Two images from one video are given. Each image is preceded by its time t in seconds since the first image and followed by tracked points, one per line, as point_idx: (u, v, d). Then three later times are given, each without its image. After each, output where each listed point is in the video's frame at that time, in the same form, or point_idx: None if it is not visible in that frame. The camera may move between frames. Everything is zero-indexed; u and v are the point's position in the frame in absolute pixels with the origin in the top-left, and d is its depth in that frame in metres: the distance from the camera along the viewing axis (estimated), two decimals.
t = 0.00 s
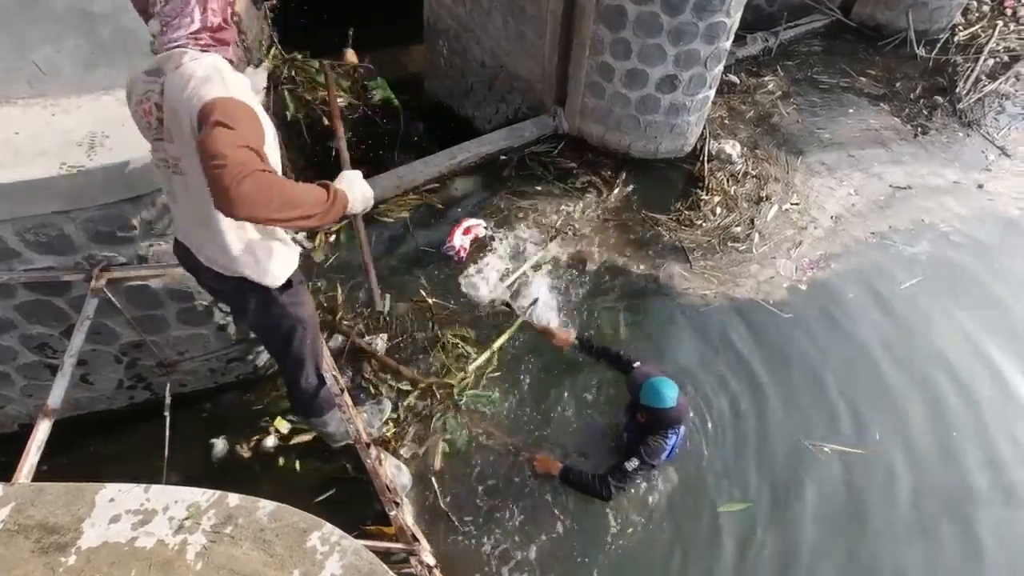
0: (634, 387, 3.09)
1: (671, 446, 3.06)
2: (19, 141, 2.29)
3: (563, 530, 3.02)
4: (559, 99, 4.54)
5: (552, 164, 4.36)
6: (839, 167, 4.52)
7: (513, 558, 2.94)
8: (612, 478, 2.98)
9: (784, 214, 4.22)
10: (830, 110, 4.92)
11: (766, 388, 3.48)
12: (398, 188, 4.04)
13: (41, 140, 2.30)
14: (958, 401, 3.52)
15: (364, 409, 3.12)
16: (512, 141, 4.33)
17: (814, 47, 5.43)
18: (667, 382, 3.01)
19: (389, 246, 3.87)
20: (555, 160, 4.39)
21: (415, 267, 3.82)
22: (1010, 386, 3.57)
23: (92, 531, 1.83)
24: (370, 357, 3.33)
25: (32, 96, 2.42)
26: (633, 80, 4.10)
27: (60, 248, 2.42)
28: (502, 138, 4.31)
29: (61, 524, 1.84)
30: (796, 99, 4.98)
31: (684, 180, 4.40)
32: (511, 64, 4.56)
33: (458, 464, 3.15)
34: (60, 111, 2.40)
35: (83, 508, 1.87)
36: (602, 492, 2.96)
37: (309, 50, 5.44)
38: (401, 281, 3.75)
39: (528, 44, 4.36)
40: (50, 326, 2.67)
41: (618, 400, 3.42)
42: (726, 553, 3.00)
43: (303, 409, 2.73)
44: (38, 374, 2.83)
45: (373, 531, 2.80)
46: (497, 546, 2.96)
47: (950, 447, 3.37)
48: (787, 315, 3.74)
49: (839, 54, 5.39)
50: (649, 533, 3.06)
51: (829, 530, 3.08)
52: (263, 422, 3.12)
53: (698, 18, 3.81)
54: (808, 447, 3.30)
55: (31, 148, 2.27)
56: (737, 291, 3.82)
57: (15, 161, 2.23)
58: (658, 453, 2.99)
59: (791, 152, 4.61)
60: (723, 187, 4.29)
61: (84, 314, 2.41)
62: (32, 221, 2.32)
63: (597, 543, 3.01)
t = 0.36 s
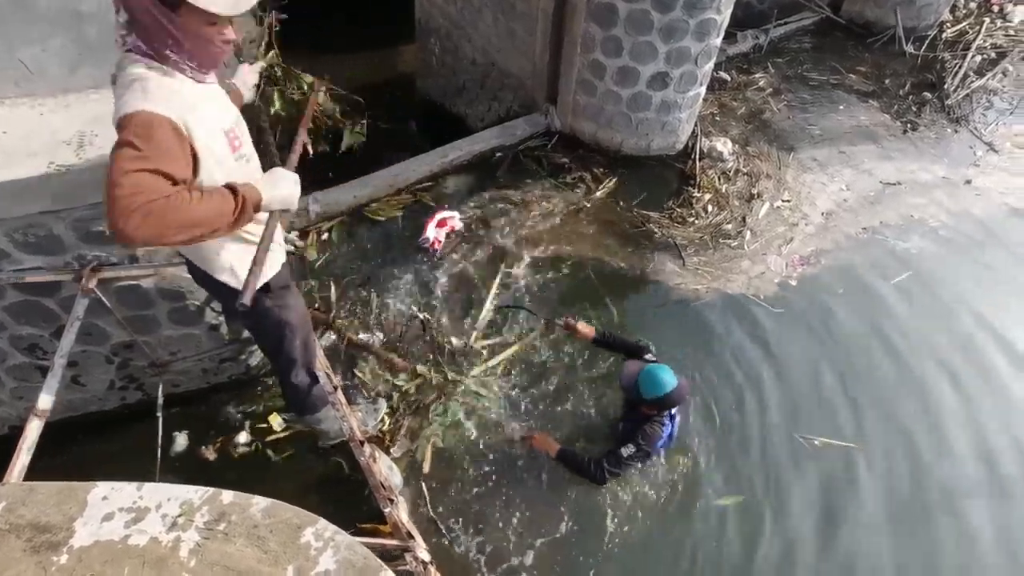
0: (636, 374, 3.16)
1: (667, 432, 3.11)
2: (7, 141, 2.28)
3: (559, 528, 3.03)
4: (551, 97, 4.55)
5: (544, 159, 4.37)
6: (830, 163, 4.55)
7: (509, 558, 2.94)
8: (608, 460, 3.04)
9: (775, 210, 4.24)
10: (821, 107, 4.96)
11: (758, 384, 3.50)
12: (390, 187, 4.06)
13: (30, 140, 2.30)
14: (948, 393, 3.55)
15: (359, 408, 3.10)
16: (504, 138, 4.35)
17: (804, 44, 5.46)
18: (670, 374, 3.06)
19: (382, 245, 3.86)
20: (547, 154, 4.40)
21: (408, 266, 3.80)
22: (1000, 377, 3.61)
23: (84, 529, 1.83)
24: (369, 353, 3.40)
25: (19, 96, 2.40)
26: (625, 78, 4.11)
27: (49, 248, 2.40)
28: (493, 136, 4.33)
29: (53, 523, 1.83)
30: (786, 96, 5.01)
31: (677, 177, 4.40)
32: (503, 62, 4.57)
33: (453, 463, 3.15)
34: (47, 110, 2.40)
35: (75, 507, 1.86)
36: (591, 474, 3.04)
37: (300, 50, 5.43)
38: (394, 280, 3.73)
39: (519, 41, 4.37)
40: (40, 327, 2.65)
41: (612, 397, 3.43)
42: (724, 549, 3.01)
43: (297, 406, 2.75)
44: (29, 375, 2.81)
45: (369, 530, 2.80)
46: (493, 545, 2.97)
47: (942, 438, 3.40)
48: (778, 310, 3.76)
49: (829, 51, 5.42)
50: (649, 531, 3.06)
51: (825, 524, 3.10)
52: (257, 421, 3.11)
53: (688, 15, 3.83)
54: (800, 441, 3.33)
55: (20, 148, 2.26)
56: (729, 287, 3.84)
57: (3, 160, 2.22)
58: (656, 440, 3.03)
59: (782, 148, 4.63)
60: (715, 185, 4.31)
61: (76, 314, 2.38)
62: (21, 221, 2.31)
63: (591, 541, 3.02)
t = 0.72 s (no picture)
0: (628, 369, 3.10)
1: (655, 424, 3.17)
2: None
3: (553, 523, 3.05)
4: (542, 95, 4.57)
5: (535, 157, 4.39)
6: (819, 159, 4.59)
7: (504, 554, 2.97)
8: (600, 455, 3.08)
9: (765, 206, 4.28)
10: (809, 103, 5.00)
11: (748, 378, 3.52)
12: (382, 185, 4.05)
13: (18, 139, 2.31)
14: (946, 379, 3.61)
15: (352, 408, 3.14)
16: (494, 136, 4.36)
17: (792, 41, 5.50)
18: (660, 370, 3.06)
19: (374, 244, 3.86)
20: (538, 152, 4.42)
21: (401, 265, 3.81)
22: (993, 359, 3.69)
23: (77, 529, 1.82)
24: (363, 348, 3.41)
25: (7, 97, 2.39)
26: (615, 75, 4.13)
27: (38, 249, 2.39)
28: (483, 134, 4.34)
29: (45, 523, 1.83)
30: (775, 93, 5.05)
31: (667, 173, 4.43)
32: (493, 60, 4.59)
33: (447, 461, 3.17)
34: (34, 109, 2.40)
35: (67, 507, 1.85)
36: (582, 468, 3.08)
37: (290, 50, 5.41)
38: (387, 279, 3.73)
39: (510, 39, 4.40)
40: (30, 329, 2.64)
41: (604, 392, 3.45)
42: (735, 549, 3.03)
43: (291, 404, 2.82)
44: (19, 378, 2.80)
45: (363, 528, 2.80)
46: (488, 541, 2.99)
47: (946, 426, 3.45)
48: (767, 304, 3.79)
49: (817, 48, 5.47)
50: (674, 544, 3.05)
51: (843, 520, 3.13)
52: (250, 421, 3.11)
53: (677, 12, 3.85)
54: (793, 434, 3.36)
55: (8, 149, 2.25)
56: (720, 283, 3.87)
57: None
58: (644, 432, 3.09)
59: (771, 145, 4.67)
60: (705, 181, 4.34)
61: (65, 315, 2.42)
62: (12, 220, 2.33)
63: (585, 536, 3.04)
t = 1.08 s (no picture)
0: (617, 374, 3.12)
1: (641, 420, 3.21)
2: None
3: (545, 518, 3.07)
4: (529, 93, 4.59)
5: (522, 156, 4.40)
6: (804, 155, 4.64)
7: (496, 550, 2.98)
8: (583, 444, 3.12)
9: (751, 201, 4.31)
10: (794, 99, 5.04)
11: (735, 371, 3.55)
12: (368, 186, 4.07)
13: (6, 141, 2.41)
14: (940, 367, 3.67)
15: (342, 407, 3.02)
16: (481, 135, 4.39)
17: (776, 38, 5.55)
18: (649, 372, 3.10)
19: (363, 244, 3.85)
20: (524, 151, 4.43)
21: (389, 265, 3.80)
22: (975, 346, 3.75)
23: (63, 530, 1.81)
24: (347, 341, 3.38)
25: None
26: (600, 73, 4.17)
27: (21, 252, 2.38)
28: (470, 134, 4.38)
29: (29, 525, 1.81)
30: (760, 89, 5.09)
31: (654, 169, 4.44)
32: (480, 59, 4.62)
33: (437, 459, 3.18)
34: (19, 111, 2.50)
35: (53, 508, 1.84)
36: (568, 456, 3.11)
37: (275, 50, 5.39)
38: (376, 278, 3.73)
39: (496, 38, 4.44)
40: (13, 332, 2.63)
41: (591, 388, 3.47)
42: (727, 541, 3.06)
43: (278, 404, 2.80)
44: (3, 383, 2.78)
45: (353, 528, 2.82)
46: (479, 536, 3.01)
47: (951, 415, 3.51)
48: (753, 299, 3.83)
49: (801, 45, 5.51)
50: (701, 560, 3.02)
51: (868, 522, 3.14)
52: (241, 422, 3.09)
53: (661, 10, 3.91)
54: (780, 426, 3.39)
55: None
56: (707, 278, 3.90)
57: None
58: (631, 429, 3.13)
59: (757, 140, 4.71)
60: (692, 176, 4.37)
61: (49, 318, 2.34)
62: None
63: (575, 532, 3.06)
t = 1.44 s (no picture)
0: (615, 370, 3.04)
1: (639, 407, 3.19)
2: None
3: (536, 515, 3.04)
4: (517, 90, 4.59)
5: (510, 152, 4.39)
6: (792, 149, 4.67)
7: (488, 548, 2.94)
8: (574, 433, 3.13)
9: (740, 196, 4.34)
10: (781, 94, 5.08)
11: (725, 364, 3.56)
12: (356, 185, 4.06)
13: None
14: (930, 353, 3.69)
15: (330, 405, 3.16)
16: (469, 132, 4.39)
17: (763, 34, 5.59)
18: (648, 364, 3.05)
19: (352, 242, 3.84)
20: (512, 147, 4.42)
21: (378, 263, 3.79)
22: (963, 333, 3.77)
23: (47, 530, 1.79)
24: (331, 340, 3.36)
25: None
26: (589, 69, 4.18)
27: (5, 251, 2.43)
28: (458, 131, 4.38)
29: (15, 526, 1.79)
30: (748, 85, 5.12)
31: (643, 165, 4.46)
32: (468, 56, 4.61)
33: (427, 456, 3.15)
34: None
35: (37, 509, 1.82)
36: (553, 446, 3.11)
37: (261, 48, 5.36)
38: (365, 276, 3.73)
39: (484, 34, 4.43)
40: None
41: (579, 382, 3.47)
42: (722, 532, 3.05)
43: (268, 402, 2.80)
44: None
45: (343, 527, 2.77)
46: (471, 535, 2.96)
47: (957, 405, 3.52)
48: (740, 292, 3.84)
49: (788, 41, 5.55)
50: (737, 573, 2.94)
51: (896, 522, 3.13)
52: (228, 420, 3.07)
53: (649, 5, 3.92)
54: (771, 418, 3.39)
55: None
56: (696, 272, 3.92)
57: None
58: (630, 421, 3.11)
59: (745, 136, 4.73)
60: (680, 172, 4.39)
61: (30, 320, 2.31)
62: None
63: (567, 529, 3.02)
